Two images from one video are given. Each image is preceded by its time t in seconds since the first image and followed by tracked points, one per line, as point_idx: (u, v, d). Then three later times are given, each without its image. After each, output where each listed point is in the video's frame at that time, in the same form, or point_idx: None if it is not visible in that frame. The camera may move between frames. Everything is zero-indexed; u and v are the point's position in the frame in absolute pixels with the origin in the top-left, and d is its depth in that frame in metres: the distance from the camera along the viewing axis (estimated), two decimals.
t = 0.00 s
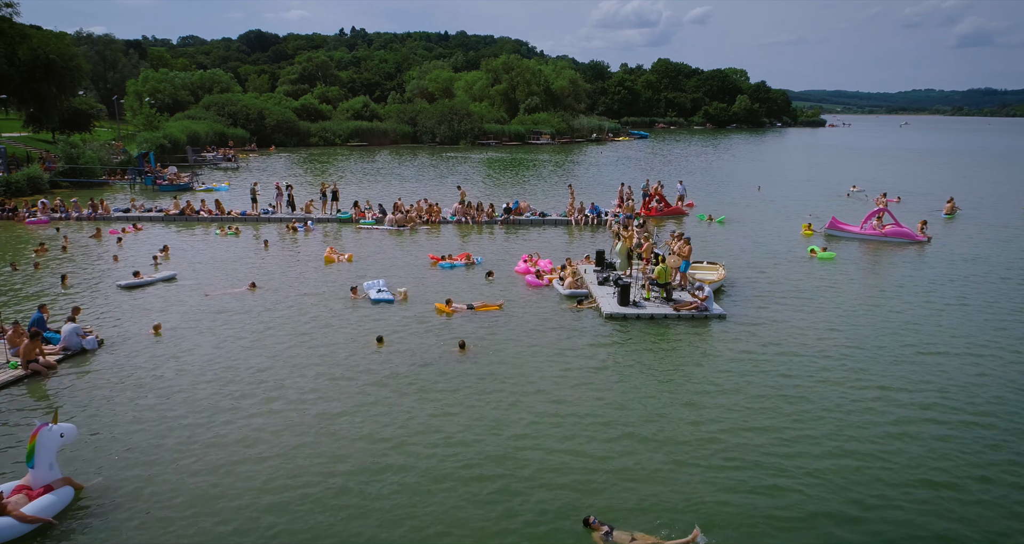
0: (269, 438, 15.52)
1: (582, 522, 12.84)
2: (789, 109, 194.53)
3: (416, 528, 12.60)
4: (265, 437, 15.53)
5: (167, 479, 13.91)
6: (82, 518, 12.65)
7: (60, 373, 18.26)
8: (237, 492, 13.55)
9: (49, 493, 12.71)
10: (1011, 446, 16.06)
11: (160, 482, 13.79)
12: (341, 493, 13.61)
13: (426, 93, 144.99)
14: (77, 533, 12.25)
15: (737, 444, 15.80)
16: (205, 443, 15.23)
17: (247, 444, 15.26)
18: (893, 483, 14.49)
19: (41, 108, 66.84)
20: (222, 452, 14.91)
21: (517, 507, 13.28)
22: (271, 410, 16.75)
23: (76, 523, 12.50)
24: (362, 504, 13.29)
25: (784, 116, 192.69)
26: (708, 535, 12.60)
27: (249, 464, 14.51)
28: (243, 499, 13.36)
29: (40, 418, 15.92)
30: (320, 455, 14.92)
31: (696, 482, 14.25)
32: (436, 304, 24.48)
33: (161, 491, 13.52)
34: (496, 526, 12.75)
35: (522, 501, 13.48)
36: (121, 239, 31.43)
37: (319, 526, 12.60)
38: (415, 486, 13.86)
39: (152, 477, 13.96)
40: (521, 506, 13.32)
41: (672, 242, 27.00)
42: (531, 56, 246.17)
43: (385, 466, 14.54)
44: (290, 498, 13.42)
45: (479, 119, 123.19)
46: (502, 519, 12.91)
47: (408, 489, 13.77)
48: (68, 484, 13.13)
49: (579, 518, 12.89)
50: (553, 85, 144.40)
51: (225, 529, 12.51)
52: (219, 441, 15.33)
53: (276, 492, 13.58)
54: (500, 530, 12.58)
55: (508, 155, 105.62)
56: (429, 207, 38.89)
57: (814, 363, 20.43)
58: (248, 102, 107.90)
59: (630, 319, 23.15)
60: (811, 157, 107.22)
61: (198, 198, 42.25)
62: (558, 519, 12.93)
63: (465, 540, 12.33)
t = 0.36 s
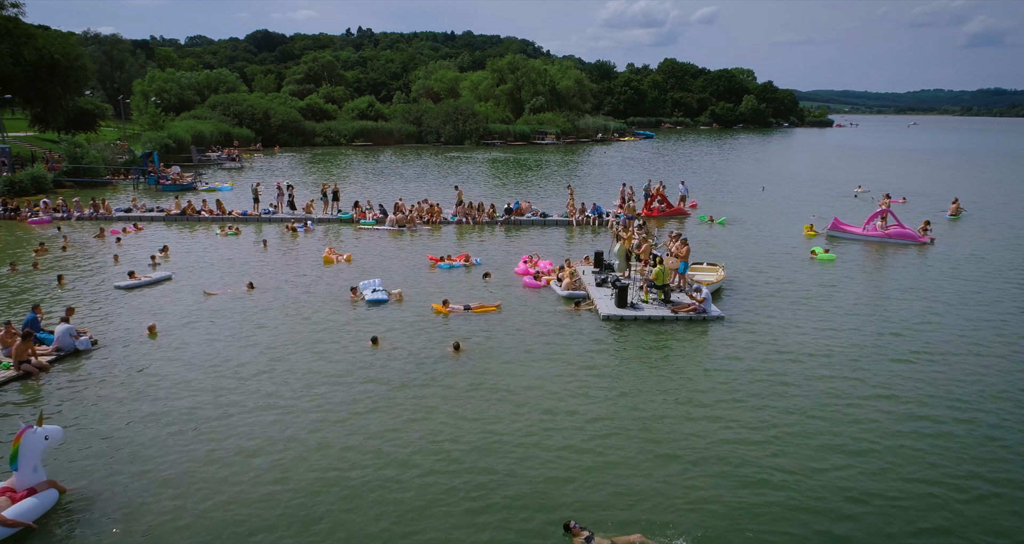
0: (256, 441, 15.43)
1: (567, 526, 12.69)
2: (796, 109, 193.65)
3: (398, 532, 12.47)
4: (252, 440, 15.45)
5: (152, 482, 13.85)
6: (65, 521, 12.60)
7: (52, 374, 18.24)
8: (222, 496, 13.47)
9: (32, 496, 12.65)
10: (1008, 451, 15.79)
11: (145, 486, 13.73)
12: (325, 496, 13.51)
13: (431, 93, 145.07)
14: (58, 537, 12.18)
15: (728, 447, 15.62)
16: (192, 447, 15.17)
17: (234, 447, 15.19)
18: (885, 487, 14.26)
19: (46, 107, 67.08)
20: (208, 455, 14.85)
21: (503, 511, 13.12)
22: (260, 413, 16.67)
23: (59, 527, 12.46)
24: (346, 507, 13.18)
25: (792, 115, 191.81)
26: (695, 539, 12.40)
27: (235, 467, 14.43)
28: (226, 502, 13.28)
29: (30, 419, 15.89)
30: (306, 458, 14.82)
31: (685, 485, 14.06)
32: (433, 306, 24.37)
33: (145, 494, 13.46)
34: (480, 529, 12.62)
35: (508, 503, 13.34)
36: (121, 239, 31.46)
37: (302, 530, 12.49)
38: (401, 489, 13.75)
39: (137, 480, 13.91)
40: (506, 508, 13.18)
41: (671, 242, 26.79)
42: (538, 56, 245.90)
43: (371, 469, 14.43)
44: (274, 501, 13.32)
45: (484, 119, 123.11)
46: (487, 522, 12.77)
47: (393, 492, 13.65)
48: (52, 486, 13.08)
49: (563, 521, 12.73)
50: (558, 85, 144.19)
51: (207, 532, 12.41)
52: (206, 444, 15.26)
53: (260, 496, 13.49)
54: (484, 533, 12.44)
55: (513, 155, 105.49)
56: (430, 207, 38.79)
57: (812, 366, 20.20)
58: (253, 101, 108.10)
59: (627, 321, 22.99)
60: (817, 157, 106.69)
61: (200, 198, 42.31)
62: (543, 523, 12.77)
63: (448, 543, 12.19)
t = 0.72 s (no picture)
0: (245, 442, 15.34)
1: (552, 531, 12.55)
2: (802, 109, 192.98)
3: (381, 536, 12.35)
4: (240, 441, 15.35)
5: (138, 483, 13.78)
6: (45, 524, 12.51)
7: (42, 375, 18.20)
8: (205, 498, 13.38)
9: (12, 498, 12.57)
10: (1004, 456, 15.59)
11: (131, 487, 13.65)
12: (310, 499, 13.40)
13: (436, 93, 145.07)
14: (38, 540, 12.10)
15: (719, 451, 15.44)
16: (180, 448, 15.06)
17: (221, 449, 15.09)
18: (877, 492, 14.09)
19: (50, 107, 67.25)
20: (197, 456, 14.78)
21: (487, 516, 12.98)
22: (250, 413, 16.58)
23: (42, 529, 12.39)
24: (332, 511, 13.06)
25: (797, 116, 191.14)
26: None
27: (222, 469, 14.34)
28: (211, 505, 13.18)
29: (18, 420, 15.84)
30: (293, 460, 14.71)
31: (674, 490, 13.91)
32: (430, 307, 24.27)
33: (130, 495, 13.38)
34: (464, 534, 12.49)
35: (494, 508, 13.19)
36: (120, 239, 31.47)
37: (283, 534, 12.38)
38: (386, 493, 13.62)
39: (124, 481, 13.81)
40: (493, 513, 13.05)
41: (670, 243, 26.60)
42: (544, 56, 245.85)
43: (358, 472, 14.31)
44: (259, 504, 13.26)
45: (488, 119, 123.01)
46: (471, 527, 12.63)
47: (379, 495, 13.55)
48: (34, 489, 12.99)
49: (545, 526, 12.60)
50: (563, 85, 143.96)
51: (188, 536, 12.32)
52: (194, 445, 15.17)
53: (245, 499, 13.39)
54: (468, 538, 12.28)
55: (517, 155, 105.33)
56: (430, 207, 38.70)
57: (808, 369, 20.00)
58: (258, 101, 108.29)
59: (624, 323, 22.84)
60: (823, 157, 106.22)
61: (201, 198, 42.33)
62: (528, 529, 12.61)
63: None
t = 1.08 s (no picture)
0: (233, 445, 15.30)
1: (533, 536, 12.42)
2: (808, 109, 192.23)
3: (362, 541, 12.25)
4: (229, 444, 15.33)
5: (125, 485, 13.77)
6: (26, 528, 12.46)
7: (34, 376, 18.21)
8: (191, 500, 13.35)
9: None
10: (997, 461, 15.42)
11: (117, 489, 13.65)
12: (295, 502, 13.35)
13: (440, 93, 145.09)
14: None
15: (709, 455, 15.32)
16: (168, 451, 15.04)
17: (209, 451, 15.05)
18: (867, 498, 13.94)
19: (54, 107, 67.45)
20: (185, 458, 14.76)
21: (470, 520, 12.87)
22: (241, 415, 16.54)
23: (26, 531, 12.37)
24: (316, 515, 13.01)
25: (803, 116, 190.45)
26: None
27: (209, 472, 14.32)
28: (196, 508, 13.15)
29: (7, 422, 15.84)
30: (280, 463, 14.66)
31: (661, 494, 13.80)
32: (427, 308, 24.20)
33: (116, 497, 13.37)
34: (446, 537, 12.38)
35: (480, 511, 13.11)
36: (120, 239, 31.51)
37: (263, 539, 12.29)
38: (372, 496, 13.56)
39: (111, 483, 13.80)
40: (477, 516, 12.97)
41: (668, 244, 26.45)
42: (549, 56, 245.58)
43: (343, 477, 14.23)
44: (244, 507, 13.23)
45: (492, 119, 122.89)
46: (455, 529, 12.57)
47: (364, 499, 13.49)
48: (17, 492, 12.95)
49: (525, 531, 12.47)
50: (567, 85, 143.75)
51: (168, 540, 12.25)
52: (182, 447, 15.15)
53: (231, 502, 13.36)
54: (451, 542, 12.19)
55: (521, 155, 105.18)
56: (430, 208, 38.65)
57: (803, 372, 19.83)
58: (262, 101, 108.47)
59: (620, 325, 22.71)
60: (828, 157, 105.72)
61: (203, 198, 42.37)
62: (510, 533, 12.48)
63: None
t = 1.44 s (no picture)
0: (224, 447, 15.26)
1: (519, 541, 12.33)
2: (815, 109, 191.34)
3: None
4: (219, 446, 15.28)
5: (116, 487, 13.76)
6: (13, 528, 12.47)
7: (28, 376, 18.24)
8: (180, 504, 13.31)
9: None
10: (996, 467, 15.18)
11: (107, 491, 13.62)
12: (284, 506, 13.30)
13: (446, 93, 145.18)
14: None
15: (703, 459, 15.15)
16: (158, 452, 15.04)
17: (198, 452, 15.04)
18: (860, 502, 13.78)
19: (60, 107, 67.72)
20: (175, 460, 14.73)
21: (456, 523, 12.81)
22: (233, 417, 16.51)
23: (14, 532, 12.39)
24: (304, 519, 12.93)
25: (811, 116, 189.62)
26: None
27: (199, 475, 14.25)
28: (185, 511, 13.09)
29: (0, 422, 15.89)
30: (271, 465, 14.62)
31: (653, 499, 13.65)
32: (424, 309, 24.15)
33: (107, 500, 13.36)
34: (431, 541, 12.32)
35: (466, 515, 13.05)
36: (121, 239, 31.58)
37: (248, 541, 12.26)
38: (360, 501, 13.48)
39: (102, 486, 13.78)
40: (466, 522, 12.85)
41: (667, 246, 26.31)
42: (556, 56, 245.35)
43: (331, 479, 14.19)
44: (233, 510, 13.16)
45: (497, 119, 122.81)
46: (444, 534, 12.46)
47: (353, 504, 13.41)
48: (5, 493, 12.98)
49: (511, 535, 12.39)
50: (573, 84, 143.51)
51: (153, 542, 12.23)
52: (172, 449, 15.11)
53: (219, 505, 13.31)
54: None
55: (526, 155, 105.08)
56: (432, 208, 38.58)
57: (800, 374, 19.68)
58: (268, 101, 108.69)
59: (618, 326, 22.58)
60: (835, 157, 105.15)
61: (205, 198, 42.41)
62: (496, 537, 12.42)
63: None
